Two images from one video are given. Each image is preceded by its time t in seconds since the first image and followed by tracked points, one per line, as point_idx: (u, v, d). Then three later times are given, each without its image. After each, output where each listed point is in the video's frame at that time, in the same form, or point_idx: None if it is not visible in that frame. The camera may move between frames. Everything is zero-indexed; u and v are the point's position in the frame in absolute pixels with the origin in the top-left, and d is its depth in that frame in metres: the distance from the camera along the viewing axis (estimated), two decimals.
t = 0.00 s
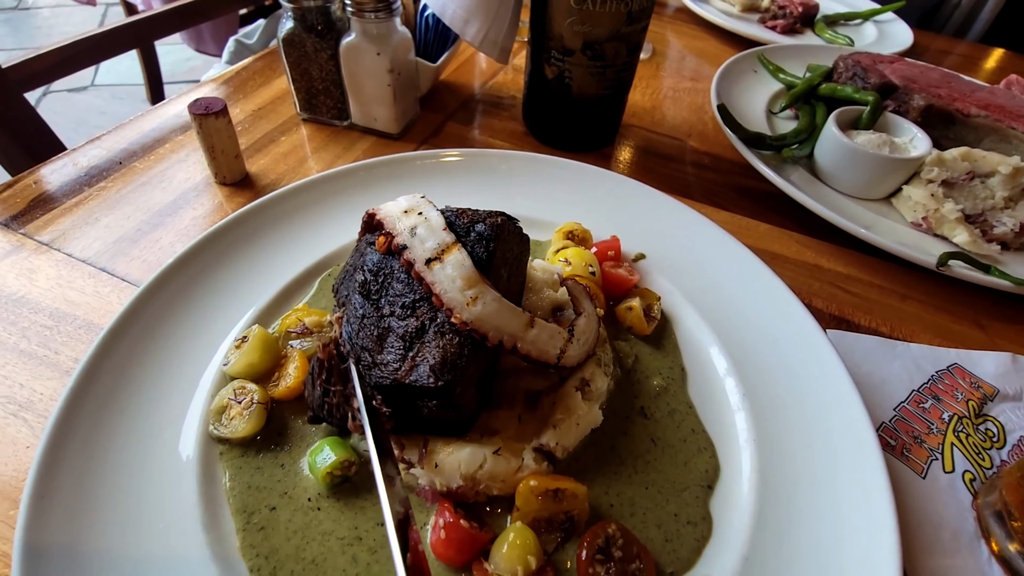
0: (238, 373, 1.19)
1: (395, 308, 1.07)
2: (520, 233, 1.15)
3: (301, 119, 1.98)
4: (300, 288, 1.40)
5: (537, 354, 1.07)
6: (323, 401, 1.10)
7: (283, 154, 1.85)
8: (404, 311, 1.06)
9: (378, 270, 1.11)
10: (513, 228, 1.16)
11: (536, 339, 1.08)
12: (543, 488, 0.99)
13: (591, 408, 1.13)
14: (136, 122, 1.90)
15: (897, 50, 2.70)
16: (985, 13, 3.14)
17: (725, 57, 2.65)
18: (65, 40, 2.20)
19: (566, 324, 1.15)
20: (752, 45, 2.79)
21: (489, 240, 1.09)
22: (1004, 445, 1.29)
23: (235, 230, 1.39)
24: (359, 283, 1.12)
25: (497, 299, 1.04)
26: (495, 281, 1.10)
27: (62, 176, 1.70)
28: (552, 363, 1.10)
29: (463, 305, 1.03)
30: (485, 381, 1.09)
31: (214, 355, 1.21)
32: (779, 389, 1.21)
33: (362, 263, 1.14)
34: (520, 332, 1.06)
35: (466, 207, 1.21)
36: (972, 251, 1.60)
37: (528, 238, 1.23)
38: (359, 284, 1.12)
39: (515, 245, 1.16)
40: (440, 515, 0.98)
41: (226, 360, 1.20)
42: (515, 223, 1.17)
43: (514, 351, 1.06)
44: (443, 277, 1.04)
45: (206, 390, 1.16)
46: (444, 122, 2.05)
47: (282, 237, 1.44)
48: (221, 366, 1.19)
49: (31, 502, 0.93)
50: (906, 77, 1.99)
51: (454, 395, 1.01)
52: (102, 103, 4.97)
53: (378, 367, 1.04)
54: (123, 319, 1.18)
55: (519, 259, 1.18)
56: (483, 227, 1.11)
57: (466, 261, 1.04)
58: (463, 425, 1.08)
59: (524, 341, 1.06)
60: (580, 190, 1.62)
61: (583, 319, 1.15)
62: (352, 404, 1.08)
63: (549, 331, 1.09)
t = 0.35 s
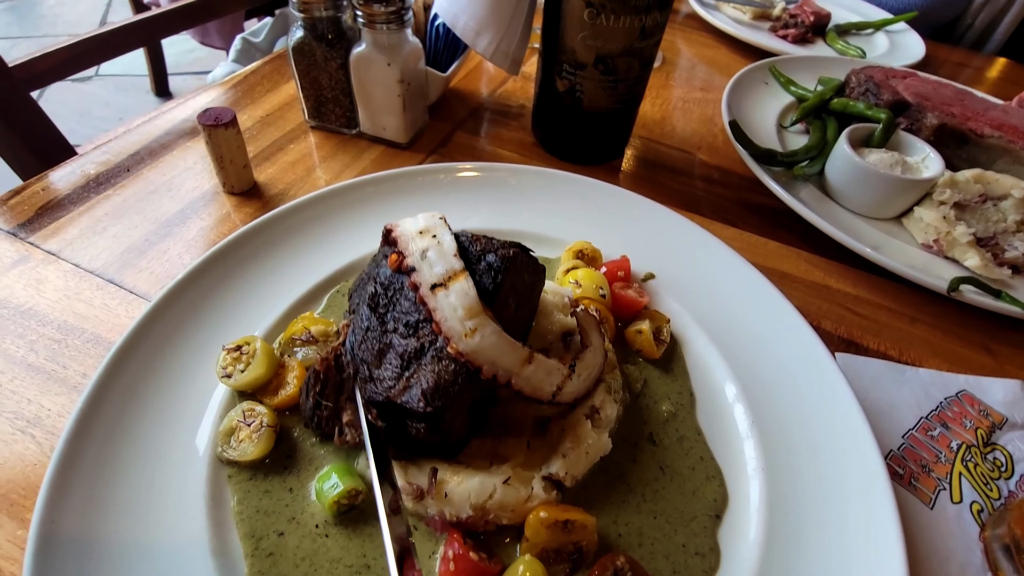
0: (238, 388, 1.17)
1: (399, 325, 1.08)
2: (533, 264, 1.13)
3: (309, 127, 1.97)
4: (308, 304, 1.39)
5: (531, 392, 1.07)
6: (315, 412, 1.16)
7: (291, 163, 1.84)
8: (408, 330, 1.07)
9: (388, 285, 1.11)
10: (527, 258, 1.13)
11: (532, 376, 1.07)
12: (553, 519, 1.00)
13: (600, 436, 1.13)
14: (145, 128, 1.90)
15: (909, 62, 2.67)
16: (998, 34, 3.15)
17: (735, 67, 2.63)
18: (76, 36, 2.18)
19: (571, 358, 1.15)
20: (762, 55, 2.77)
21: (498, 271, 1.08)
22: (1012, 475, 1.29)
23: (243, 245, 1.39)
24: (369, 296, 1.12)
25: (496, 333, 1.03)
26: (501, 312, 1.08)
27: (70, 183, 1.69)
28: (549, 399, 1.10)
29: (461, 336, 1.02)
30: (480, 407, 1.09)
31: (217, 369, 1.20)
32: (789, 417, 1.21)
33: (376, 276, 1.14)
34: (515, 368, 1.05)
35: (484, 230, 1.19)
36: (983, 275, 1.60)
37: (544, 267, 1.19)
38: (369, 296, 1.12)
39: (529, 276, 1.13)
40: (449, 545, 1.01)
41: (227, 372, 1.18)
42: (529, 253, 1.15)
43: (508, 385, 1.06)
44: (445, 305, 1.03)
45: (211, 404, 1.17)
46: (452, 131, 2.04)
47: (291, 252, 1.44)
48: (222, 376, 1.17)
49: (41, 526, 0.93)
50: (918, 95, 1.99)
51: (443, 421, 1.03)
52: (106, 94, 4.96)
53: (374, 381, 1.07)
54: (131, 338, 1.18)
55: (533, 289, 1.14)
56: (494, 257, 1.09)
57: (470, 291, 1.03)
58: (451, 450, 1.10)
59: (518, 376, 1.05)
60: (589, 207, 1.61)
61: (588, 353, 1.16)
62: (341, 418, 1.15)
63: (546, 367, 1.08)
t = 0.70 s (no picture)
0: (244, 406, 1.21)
1: (401, 348, 1.13)
2: (534, 297, 1.20)
3: (317, 140, 2.02)
4: (313, 322, 1.44)
5: (524, 421, 1.12)
6: (315, 407, 1.18)
7: (299, 177, 1.88)
8: (409, 354, 1.12)
9: (393, 309, 1.17)
10: (527, 291, 1.20)
11: (525, 406, 1.12)
12: (543, 543, 1.04)
13: (590, 462, 1.18)
14: (156, 136, 1.94)
15: (910, 86, 2.71)
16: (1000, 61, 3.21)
17: (737, 87, 2.67)
18: (85, 42, 2.20)
19: (565, 388, 1.20)
20: (765, 75, 2.81)
21: (499, 304, 1.14)
22: (988, 506, 1.32)
23: (252, 262, 1.43)
24: (374, 317, 1.17)
25: (493, 363, 1.09)
26: (500, 342, 1.15)
27: (83, 191, 1.73)
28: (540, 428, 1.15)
29: (460, 365, 1.08)
30: (474, 431, 1.14)
31: (224, 385, 1.24)
32: (773, 447, 1.25)
33: (382, 299, 1.19)
34: (509, 398, 1.11)
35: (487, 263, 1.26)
36: (970, 308, 1.65)
37: (544, 299, 1.27)
38: (375, 317, 1.17)
39: (528, 308, 1.21)
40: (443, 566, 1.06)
41: (235, 390, 1.22)
42: (529, 286, 1.22)
43: (502, 415, 1.11)
44: (447, 334, 1.10)
45: (217, 419, 1.22)
46: (457, 147, 2.08)
47: (297, 269, 1.48)
48: (229, 394, 1.21)
49: (57, 537, 0.97)
50: (915, 125, 2.06)
51: (438, 444, 1.06)
52: (114, 86, 4.99)
53: (374, 402, 1.10)
54: (143, 352, 1.22)
55: (530, 321, 1.23)
56: (496, 290, 1.16)
57: (471, 322, 1.10)
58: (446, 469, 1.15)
59: (513, 407, 1.11)
60: (588, 231, 1.65)
61: (581, 384, 1.19)
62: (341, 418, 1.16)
63: (540, 398, 1.13)
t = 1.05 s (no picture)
0: (249, 396, 1.23)
1: (405, 339, 1.14)
2: (537, 291, 1.21)
3: (320, 135, 2.02)
4: (316, 314, 1.45)
5: (526, 412, 1.13)
6: (320, 389, 1.24)
7: (302, 171, 1.89)
8: (413, 345, 1.13)
9: (398, 301, 1.18)
10: (531, 285, 1.21)
11: (528, 398, 1.13)
12: (545, 533, 1.06)
13: (592, 454, 1.19)
14: (159, 130, 1.94)
15: (909, 88, 2.73)
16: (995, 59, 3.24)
17: (738, 87, 2.68)
18: (83, 35, 2.18)
19: (567, 381, 1.21)
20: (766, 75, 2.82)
21: (503, 296, 1.16)
22: (983, 502, 1.34)
23: (256, 255, 1.44)
24: (379, 308, 1.18)
25: (496, 354, 1.10)
26: (502, 335, 1.16)
27: (86, 184, 1.74)
28: (542, 420, 1.16)
29: (464, 356, 1.09)
30: (476, 423, 1.15)
31: (228, 376, 1.25)
32: (772, 441, 1.27)
33: (386, 292, 1.21)
34: (512, 389, 1.12)
35: (491, 257, 1.28)
36: (966, 307, 1.67)
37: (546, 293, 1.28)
38: (379, 308, 1.18)
39: (531, 302, 1.22)
40: (447, 556, 1.07)
41: (239, 381, 1.24)
42: (533, 281, 1.23)
43: (505, 405, 1.12)
44: (451, 325, 1.10)
45: (222, 410, 1.23)
46: (459, 144, 2.09)
47: (301, 262, 1.49)
48: (234, 384, 1.23)
49: (63, 523, 0.98)
50: (914, 126, 2.08)
51: (441, 434, 1.07)
52: (112, 80, 4.98)
53: (378, 392, 1.11)
54: (148, 343, 1.23)
55: (534, 315, 1.24)
56: (500, 283, 1.17)
57: (475, 314, 1.11)
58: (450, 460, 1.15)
59: (515, 398, 1.12)
60: (590, 227, 1.66)
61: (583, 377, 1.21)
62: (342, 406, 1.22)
63: (542, 390, 1.15)
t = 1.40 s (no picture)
0: (252, 387, 1.24)
1: (411, 339, 1.15)
2: (541, 287, 1.22)
3: (320, 133, 2.03)
4: (319, 312, 1.46)
5: (534, 409, 1.15)
6: (323, 415, 1.20)
7: (302, 169, 1.89)
8: (420, 345, 1.14)
9: (402, 300, 1.19)
10: (534, 281, 1.22)
11: (534, 394, 1.14)
12: (547, 528, 1.07)
13: (594, 450, 1.21)
14: (159, 127, 1.94)
15: (904, 89, 2.75)
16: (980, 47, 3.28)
17: (735, 87, 2.70)
18: (81, 33, 2.17)
19: (571, 378, 1.23)
20: (763, 76, 2.84)
21: (508, 293, 1.17)
22: (977, 498, 1.36)
23: (258, 252, 1.44)
24: (383, 308, 1.19)
25: (503, 351, 1.11)
26: (508, 332, 1.17)
27: (85, 180, 1.74)
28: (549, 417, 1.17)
29: (471, 354, 1.10)
30: (483, 420, 1.16)
31: (234, 367, 1.27)
32: (770, 437, 1.28)
33: (390, 291, 1.21)
34: (519, 386, 1.13)
35: (493, 255, 1.29)
36: (961, 306, 1.69)
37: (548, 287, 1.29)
38: (384, 309, 1.19)
39: (535, 298, 1.23)
40: (450, 551, 1.08)
41: (244, 372, 1.25)
42: (536, 277, 1.24)
43: (512, 402, 1.14)
44: (458, 324, 1.12)
45: (226, 405, 1.23)
46: (459, 143, 2.09)
47: (302, 260, 1.50)
48: (239, 375, 1.24)
49: (69, 519, 0.99)
50: (910, 128, 2.10)
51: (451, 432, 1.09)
52: (107, 77, 4.97)
53: (386, 393, 1.12)
54: (150, 341, 1.23)
55: (537, 310, 1.25)
56: (504, 280, 1.18)
57: (481, 312, 1.12)
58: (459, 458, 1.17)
59: (522, 394, 1.13)
60: (590, 226, 1.67)
61: (586, 374, 1.23)
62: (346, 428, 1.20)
63: (548, 387, 1.16)
